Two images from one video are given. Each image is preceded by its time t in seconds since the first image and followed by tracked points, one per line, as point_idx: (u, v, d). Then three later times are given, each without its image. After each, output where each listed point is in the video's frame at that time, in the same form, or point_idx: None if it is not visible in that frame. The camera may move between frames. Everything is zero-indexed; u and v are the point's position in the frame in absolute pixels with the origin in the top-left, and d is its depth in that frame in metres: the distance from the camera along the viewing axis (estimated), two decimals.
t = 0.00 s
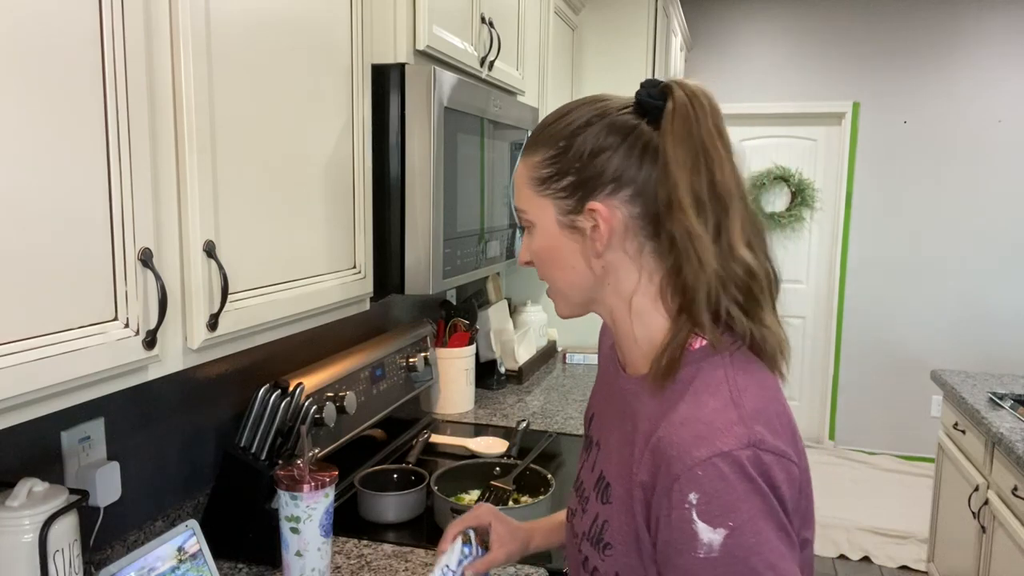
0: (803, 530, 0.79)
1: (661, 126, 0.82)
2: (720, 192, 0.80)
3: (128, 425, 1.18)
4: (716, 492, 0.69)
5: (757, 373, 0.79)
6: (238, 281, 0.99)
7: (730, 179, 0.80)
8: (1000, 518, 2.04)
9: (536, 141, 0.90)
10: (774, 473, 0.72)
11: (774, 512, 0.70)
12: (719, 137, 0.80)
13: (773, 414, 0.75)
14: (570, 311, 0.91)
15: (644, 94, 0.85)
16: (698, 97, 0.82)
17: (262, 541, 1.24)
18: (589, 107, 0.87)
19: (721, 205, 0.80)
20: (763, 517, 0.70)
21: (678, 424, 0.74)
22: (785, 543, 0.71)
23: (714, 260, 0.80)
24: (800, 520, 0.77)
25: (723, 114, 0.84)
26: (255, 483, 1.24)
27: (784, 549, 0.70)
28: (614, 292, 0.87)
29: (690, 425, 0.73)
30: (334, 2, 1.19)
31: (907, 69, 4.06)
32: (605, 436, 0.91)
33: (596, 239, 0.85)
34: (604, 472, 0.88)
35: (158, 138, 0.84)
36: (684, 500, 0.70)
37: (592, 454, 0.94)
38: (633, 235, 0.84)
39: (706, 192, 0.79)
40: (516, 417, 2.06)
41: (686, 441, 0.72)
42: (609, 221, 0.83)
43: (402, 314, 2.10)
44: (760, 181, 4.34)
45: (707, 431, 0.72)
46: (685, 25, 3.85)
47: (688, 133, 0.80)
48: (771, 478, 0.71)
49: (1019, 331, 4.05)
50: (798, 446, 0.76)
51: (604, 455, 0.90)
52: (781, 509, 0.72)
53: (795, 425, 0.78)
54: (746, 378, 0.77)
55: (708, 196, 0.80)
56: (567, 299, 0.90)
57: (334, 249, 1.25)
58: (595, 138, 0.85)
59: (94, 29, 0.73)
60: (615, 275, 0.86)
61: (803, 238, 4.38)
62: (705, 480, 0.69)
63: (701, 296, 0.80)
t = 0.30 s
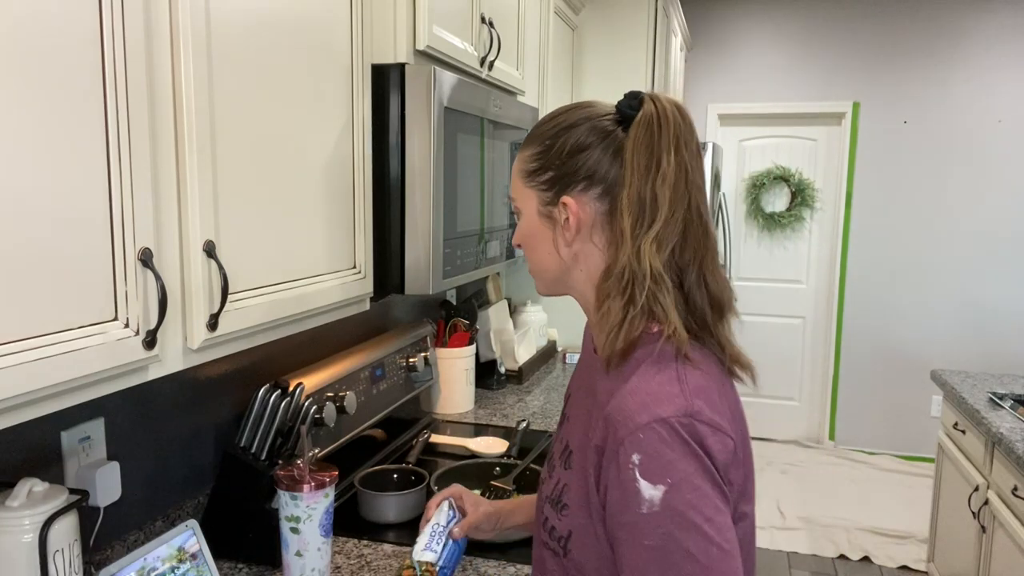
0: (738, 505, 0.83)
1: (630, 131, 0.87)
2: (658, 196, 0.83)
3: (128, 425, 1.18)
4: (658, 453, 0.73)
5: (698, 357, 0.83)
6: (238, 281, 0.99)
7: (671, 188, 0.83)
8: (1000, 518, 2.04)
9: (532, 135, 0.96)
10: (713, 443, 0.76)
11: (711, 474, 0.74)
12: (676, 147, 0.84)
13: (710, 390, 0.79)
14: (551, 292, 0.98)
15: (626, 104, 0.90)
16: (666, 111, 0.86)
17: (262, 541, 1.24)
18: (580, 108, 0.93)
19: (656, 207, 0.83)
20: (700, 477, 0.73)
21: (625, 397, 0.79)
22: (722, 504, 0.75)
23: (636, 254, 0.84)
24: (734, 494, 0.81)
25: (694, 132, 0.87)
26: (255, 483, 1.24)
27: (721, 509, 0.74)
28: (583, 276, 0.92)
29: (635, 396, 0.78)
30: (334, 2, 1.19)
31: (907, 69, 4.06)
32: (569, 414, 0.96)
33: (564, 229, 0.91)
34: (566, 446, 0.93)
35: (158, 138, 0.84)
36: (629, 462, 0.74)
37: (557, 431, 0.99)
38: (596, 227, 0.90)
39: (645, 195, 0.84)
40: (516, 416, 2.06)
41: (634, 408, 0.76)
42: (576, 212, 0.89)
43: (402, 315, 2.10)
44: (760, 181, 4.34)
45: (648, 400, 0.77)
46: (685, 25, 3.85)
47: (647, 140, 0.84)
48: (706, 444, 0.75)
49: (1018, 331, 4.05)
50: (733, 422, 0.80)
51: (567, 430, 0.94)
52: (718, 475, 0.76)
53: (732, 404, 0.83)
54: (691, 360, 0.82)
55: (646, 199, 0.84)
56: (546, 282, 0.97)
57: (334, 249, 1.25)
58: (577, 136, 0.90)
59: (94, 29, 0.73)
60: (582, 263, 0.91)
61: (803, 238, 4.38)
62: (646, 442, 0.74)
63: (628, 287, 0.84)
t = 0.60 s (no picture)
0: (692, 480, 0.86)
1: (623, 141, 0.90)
2: (650, 204, 0.87)
3: (128, 425, 1.18)
4: (611, 417, 0.77)
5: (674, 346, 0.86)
6: (238, 281, 0.99)
7: (662, 197, 0.87)
8: (1000, 518, 2.04)
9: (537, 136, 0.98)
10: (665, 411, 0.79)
11: (663, 442, 0.77)
12: (668, 160, 0.88)
13: (670, 367, 0.82)
14: (541, 289, 1.00)
15: (621, 118, 0.94)
16: (660, 127, 0.90)
17: (262, 541, 1.24)
18: (577, 119, 0.96)
19: (648, 213, 0.87)
20: (651, 443, 0.77)
21: (590, 366, 0.83)
22: (670, 471, 0.78)
23: (624, 254, 0.87)
24: (689, 468, 0.84)
25: (683, 149, 0.92)
26: (255, 483, 1.24)
27: (668, 474, 0.77)
28: (572, 273, 0.94)
29: (598, 365, 0.82)
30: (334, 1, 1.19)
31: (907, 69, 4.06)
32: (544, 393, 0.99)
33: (555, 228, 0.93)
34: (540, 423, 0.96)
35: (158, 138, 0.84)
36: (586, 424, 0.78)
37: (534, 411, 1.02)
38: (587, 229, 0.92)
39: (637, 201, 0.87)
40: (516, 416, 2.06)
41: (592, 376, 0.80)
42: (568, 212, 0.92)
43: (402, 315, 2.10)
44: (759, 181, 4.34)
45: (608, 368, 0.80)
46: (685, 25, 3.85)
47: (641, 151, 0.88)
48: (659, 414, 0.78)
49: (1018, 331, 4.05)
50: (691, 398, 0.83)
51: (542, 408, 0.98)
52: (669, 444, 0.79)
53: (691, 382, 0.85)
54: (662, 346, 0.84)
55: (638, 204, 0.87)
56: (537, 279, 0.99)
57: (334, 249, 1.25)
58: (574, 142, 0.93)
59: (94, 30, 0.73)
60: (571, 262, 0.94)
61: (803, 238, 4.37)
62: (602, 406, 0.78)
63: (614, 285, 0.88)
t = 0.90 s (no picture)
0: (666, 458, 0.86)
1: (610, 144, 0.91)
2: (637, 204, 0.88)
3: (129, 425, 1.18)
4: (581, 392, 0.78)
5: (655, 336, 0.87)
6: (238, 281, 0.99)
7: (649, 199, 0.89)
8: (1000, 518, 2.04)
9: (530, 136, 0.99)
10: (634, 386, 0.80)
11: (633, 416, 0.78)
12: (655, 166, 0.89)
13: (642, 347, 0.83)
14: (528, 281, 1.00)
15: (609, 122, 0.94)
16: (647, 134, 0.91)
17: (262, 541, 1.24)
18: (567, 122, 0.97)
19: (634, 214, 0.88)
20: (621, 417, 0.78)
21: (565, 348, 0.84)
22: (641, 444, 0.78)
23: (610, 251, 0.88)
24: (662, 446, 0.85)
25: (667, 156, 0.93)
26: (255, 483, 1.24)
27: (638, 447, 0.78)
28: (557, 268, 0.95)
29: (571, 346, 0.83)
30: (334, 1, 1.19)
31: (907, 69, 4.06)
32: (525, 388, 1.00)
33: (542, 224, 0.94)
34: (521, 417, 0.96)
35: (158, 138, 0.84)
36: (558, 400, 0.79)
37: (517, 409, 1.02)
38: (573, 227, 0.93)
39: (623, 201, 0.88)
40: (516, 417, 2.06)
41: (564, 356, 0.82)
42: (554, 209, 0.93)
43: (402, 315, 2.10)
44: (759, 181, 4.34)
45: (579, 348, 0.82)
46: (685, 25, 3.85)
47: (629, 155, 0.89)
48: (629, 389, 0.79)
49: (1017, 331, 4.05)
50: (662, 378, 0.84)
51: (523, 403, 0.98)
52: (639, 418, 0.80)
53: (664, 364, 0.86)
54: (638, 332, 0.85)
55: (624, 204, 0.88)
56: (524, 272, 0.99)
57: (334, 249, 1.25)
58: (563, 142, 0.93)
59: (94, 29, 0.73)
60: (557, 257, 0.95)
61: (803, 238, 4.37)
62: (573, 382, 0.79)
63: (599, 281, 0.89)
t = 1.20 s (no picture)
0: (661, 446, 0.87)
1: (588, 140, 0.92)
2: (618, 197, 0.89)
3: (129, 425, 1.18)
4: (577, 381, 0.78)
5: (642, 325, 0.87)
6: (238, 281, 0.99)
7: (628, 191, 0.89)
8: (1000, 518, 2.04)
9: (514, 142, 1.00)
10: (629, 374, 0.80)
11: (629, 404, 0.79)
12: (633, 160, 0.90)
13: (634, 336, 0.84)
14: (521, 284, 1.01)
15: (588, 120, 0.95)
16: (623, 128, 0.92)
17: (262, 541, 1.24)
18: (548, 125, 0.98)
19: (615, 207, 0.89)
20: (617, 405, 0.78)
21: (558, 340, 0.85)
22: (637, 432, 0.79)
23: (595, 245, 0.89)
24: (657, 434, 0.85)
25: (646, 150, 0.94)
26: (255, 483, 1.24)
27: (635, 434, 0.78)
28: (548, 267, 0.95)
29: (564, 338, 0.83)
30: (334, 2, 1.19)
31: (907, 69, 4.06)
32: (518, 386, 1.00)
33: (529, 224, 0.95)
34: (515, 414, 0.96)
35: (158, 138, 0.84)
36: (554, 390, 0.79)
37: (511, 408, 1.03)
38: (559, 225, 0.93)
39: (603, 195, 0.88)
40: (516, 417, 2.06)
41: (559, 347, 0.82)
42: (540, 208, 0.93)
43: (402, 314, 2.10)
44: (759, 181, 4.33)
45: (573, 339, 0.82)
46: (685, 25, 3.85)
47: (606, 149, 0.90)
48: (624, 377, 0.80)
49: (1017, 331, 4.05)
50: (654, 367, 0.85)
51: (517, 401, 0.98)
52: (635, 406, 0.80)
53: (655, 353, 0.87)
54: (628, 322, 0.86)
55: (605, 198, 0.89)
56: (516, 274, 1.00)
57: (334, 249, 1.25)
58: (545, 143, 0.94)
59: (94, 29, 0.73)
60: (546, 256, 0.95)
61: (803, 238, 4.37)
62: (569, 372, 0.79)
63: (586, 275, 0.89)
